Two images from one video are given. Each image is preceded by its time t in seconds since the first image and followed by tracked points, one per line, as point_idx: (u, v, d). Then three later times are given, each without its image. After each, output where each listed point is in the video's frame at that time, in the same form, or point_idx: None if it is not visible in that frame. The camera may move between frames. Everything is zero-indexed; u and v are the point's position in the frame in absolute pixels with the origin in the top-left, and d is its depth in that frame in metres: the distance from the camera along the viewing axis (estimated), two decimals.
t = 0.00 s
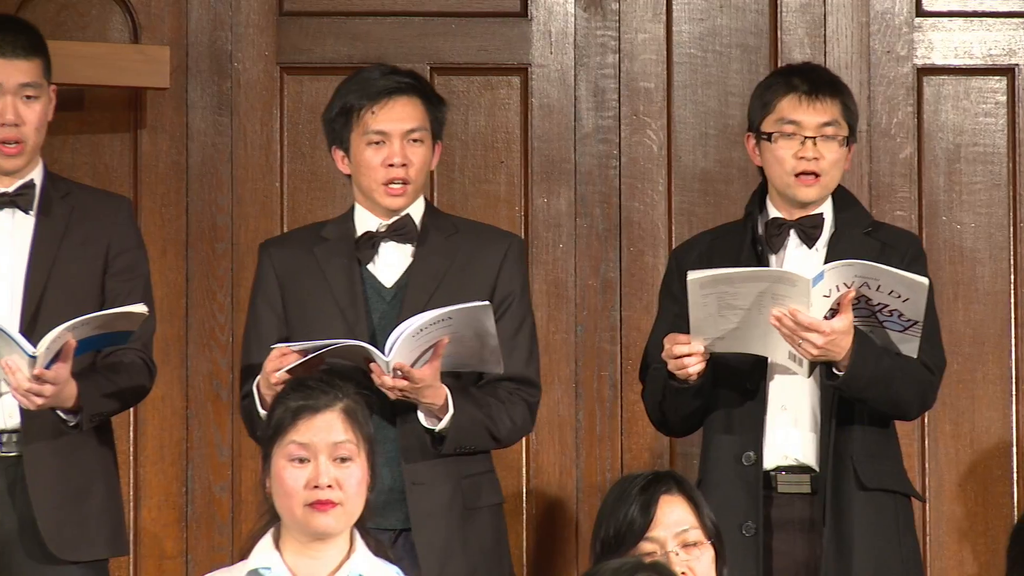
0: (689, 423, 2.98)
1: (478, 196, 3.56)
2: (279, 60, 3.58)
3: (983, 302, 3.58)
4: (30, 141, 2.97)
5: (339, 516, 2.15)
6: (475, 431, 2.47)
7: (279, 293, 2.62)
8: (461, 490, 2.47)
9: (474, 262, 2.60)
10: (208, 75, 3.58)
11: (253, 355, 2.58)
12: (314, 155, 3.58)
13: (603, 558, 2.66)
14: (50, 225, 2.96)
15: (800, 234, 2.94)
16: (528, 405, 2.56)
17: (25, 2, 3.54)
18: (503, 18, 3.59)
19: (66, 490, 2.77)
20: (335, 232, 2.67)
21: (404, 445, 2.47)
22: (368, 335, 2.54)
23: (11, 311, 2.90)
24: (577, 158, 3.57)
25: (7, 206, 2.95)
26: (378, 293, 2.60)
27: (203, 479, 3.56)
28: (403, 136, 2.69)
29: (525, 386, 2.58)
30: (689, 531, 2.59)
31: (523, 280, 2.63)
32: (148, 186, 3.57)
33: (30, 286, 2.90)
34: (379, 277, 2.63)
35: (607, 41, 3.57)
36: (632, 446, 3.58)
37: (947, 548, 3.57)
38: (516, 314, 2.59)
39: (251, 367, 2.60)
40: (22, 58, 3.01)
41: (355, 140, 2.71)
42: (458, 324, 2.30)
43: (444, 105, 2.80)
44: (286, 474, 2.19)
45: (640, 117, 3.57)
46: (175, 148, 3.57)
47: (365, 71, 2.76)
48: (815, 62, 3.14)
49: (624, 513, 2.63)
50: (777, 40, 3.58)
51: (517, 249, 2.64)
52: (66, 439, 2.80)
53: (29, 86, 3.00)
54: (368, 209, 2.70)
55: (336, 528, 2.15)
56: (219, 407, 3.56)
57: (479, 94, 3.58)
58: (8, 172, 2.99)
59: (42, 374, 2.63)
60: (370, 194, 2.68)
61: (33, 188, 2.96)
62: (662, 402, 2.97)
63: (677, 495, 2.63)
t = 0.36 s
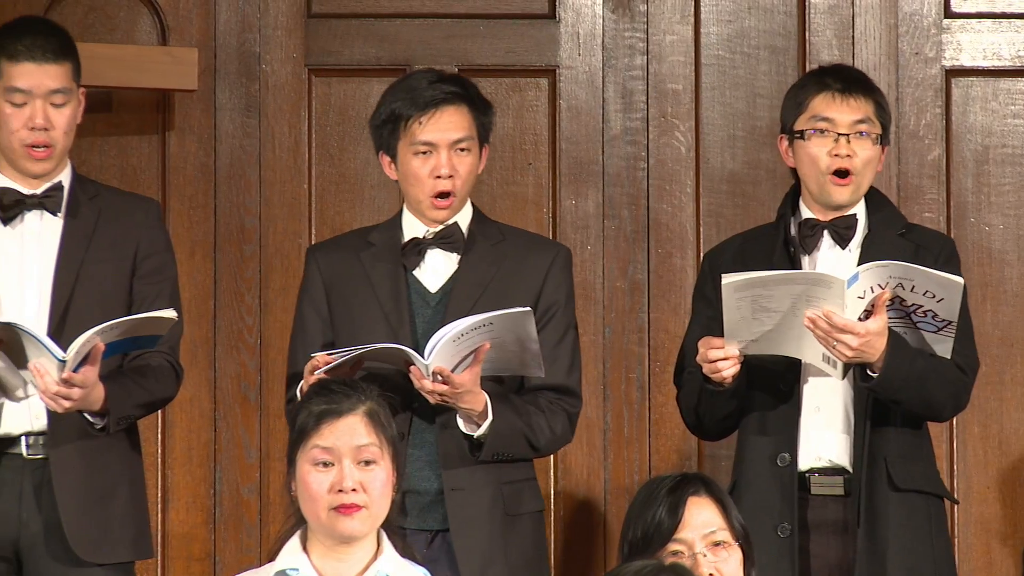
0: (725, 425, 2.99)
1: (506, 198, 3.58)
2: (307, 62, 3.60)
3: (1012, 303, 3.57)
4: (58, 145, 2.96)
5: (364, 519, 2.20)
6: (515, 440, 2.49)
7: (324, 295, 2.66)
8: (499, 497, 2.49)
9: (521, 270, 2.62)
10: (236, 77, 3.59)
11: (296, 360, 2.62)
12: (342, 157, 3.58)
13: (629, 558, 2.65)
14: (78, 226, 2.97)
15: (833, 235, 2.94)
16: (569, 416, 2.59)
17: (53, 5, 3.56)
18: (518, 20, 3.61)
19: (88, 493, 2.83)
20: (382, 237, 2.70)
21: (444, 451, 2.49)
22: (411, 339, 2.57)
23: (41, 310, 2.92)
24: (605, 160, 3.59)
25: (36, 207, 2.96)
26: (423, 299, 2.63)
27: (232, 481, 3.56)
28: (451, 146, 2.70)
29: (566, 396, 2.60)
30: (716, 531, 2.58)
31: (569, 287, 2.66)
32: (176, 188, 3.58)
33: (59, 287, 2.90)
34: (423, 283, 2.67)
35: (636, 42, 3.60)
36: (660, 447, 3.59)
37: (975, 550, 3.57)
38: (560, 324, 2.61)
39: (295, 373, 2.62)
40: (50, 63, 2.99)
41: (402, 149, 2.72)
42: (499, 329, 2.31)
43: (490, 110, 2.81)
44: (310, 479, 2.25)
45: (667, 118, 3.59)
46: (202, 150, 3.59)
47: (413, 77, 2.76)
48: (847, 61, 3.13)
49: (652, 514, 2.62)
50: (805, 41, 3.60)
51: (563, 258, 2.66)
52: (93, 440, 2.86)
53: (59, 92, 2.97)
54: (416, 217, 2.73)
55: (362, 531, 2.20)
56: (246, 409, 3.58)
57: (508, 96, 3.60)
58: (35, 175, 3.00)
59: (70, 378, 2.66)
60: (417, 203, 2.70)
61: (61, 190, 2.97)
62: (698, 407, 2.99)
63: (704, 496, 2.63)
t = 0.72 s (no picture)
0: (744, 424, 3.00)
1: (520, 198, 3.68)
2: (323, 62, 3.72)
3: None
4: (75, 149, 2.98)
5: (377, 522, 2.20)
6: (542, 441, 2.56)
7: (352, 293, 2.76)
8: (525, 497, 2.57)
9: (548, 271, 2.71)
10: (251, 77, 3.72)
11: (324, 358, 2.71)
12: (356, 157, 3.70)
13: (644, 558, 2.64)
14: (92, 226, 2.98)
15: (854, 235, 2.93)
16: (595, 418, 2.67)
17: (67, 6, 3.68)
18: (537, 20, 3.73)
19: (103, 494, 2.83)
20: (412, 239, 2.80)
21: (469, 451, 2.57)
22: (437, 337, 2.67)
23: (54, 309, 2.93)
24: (619, 161, 3.69)
25: (50, 207, 2.97)
26: (451, 298, 2.74)
27: (245, 481, 3.67)
28: (481, 143, 2.81)
29: (592, 398, 2.68)
30: (729, 532, 2.57)
31: (596, 288, 2.74)
32: (189, 188, 3.70)
33: (72, 285, 2.91)
34: (451, 283, 2.77)
35: (650, 42, 3.70)
36: (674, 448, 3.67)
37: (990, 552, 3.58)
38: (587, 324, 2.70)
39: (322, 372, 2.71)
40: (70, 67, 3.01)
41: (434, 147, 2.83)
42: (525, 330, 2.38)
43: (518, 108, 2.91)
44: (324, 481, 2.24)
45: (681, 118, 3.69)
46: (217, 150, 3.71)
47: (443, 76, 2.87)
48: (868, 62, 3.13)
49: (665, 514, 2.61)
50: (819, 41, 3.68)
51: (591, 261, 2.75)
52: (108, 437, 2.87)
53: (77, 97, 3.00)
54: (446, 215, 2.83)
55: (375, 534, 2.20)
56: (260, 409, 3.68)
57: (523, 95, 3.71)
58: (48, 176, 3.01)
59: (85, 375, 2.67)
60: (449, 200, 2.81)
61: (75, 190, 2.98)
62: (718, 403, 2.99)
63: (717, 496, 2.62)
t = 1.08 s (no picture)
0: (758, 423, 3.01)
1: (532, 198, 3.81)
2: (333, 63, 3.84)
3: None
4: (94, 152, 3.01)
5: (385, 537, 2.25)
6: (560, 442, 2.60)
7: (374, 294, 2.78)
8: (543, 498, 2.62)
9: (570, 271, 2.73)
10: (261, 78, 3.84)
11: (343, 358, 2.73)
12: (367, 157, 3.83)
13: (654, 559, 2.63)
14: (104, 227, 2.98)
15: (867, 235, 2.93)
16: (615, 419, 2.68)
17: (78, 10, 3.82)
18: (551, 21, 3.85)
19: (115, 494, 2.83)
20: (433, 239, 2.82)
21: (487, 452, 2.62)
22: (458, 338, 2.68)
23: (67, 306, 2.93)
24: (631, 161, 3.82)
25: (61, 208, 2.97)
26: (471, 298, 2.75)
27: (257, 482, 3.80)
28: (502, 138, 2.82)
29: (613, 399, 2.70)
30: (738, 535, 2.57)
31: (617, 290, 2.75)
32: (200, 188, 3.82)
33: (84, 286, 2.91)
34: (472, 283, 2.77)
35: (661, 44, 3.83)
36: (685, 449, 3.80)
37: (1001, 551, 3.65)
38: (608, 324, 2.71)
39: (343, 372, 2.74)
40: (93, 71, 3.04)
41: (456, 143, 2.84)
42: (543, 332, 2.46)
43: (540, 106, 2.93)
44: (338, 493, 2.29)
45: (693, 119, 3.83)
46: (227, 151, 3.83)
47: (465, 73, 2.88)
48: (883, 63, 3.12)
49: (675, 516, 2.61)
50: (831, 42, 3.81)
51: (612, 261, 2.76)
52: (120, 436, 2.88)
53: (99, 101, 3.02)
54: (467, 213, 2.86)
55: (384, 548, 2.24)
56: (271, 411, 3.81)
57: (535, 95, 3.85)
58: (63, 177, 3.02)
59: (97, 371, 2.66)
60: (470, 196, 2.83)
61: (88, 190, 2.99)
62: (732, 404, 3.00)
63: (726, 498, 2.62)
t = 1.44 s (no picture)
0: (766, 425, 3.04)
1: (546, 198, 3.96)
2: (347, 63, 3.97)
3: None
4: (105, 146, 3.02)
5: (400, 541, 2.26)
6: (578, 441, 2.60)
7: (393, 296, 2.79)
8: (562, 498, 2.62)
9: (590, 271, 2.73)
10: (276, 78, 3.96)
11: (363, 358, 2.74)
12: (381, 158, 3.95)
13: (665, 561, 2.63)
14: (120, 228, 2.98)
15: (877, 235, 2.98)
16: (633, 418, 2.69)
17: (89, 13, 3.91)
18: (566, 21, 3.99)
19: (129, 494, 2.84)
20: (451, 239, 2.82)
21: (507, 451, 2.63)
22: (478, 337, 2.69)
23: (82, 309, 2.93)
24: (645, 162, 3.96)
25: (78, 208, 2.98)
26: (490, 298, 2.75)
27: (271, 482, 3.93)
28: (523, 136, 2.83)
29: (632, 399, 2.70)
30: (751, 537, 2.57)
31: (636, 291, 2.75)
32: (216, 189, 3.95)
33: (101, 285, 2.91)
34: (491, 283, 2.78)
35: (675, 43, 3.96)
36: (699, 449, 3.95)
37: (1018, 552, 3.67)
38: (627, 324, 2.71)
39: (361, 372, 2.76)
40: (102, 63, 3.05)
41: (476, 141, 2.85)
42: (561, 331, 2.46)
43: (560, 106, 2.94)
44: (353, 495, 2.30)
45: (707, 119, 3.96)
46: (242, 152, 3.95)
47: (485, 72, 2.89)
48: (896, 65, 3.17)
49: (687, 517, 2.61)
50: (846, 42, 3.93)
51: (632, 260, 2.76)
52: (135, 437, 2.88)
53: (109, 90, 3.04)
54: (485, 213, 2.86)
55: (398, 551, 2.26)
56: (286, 411, 3.94)
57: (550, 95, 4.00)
58: (78, 175, 3.03)
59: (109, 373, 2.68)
60: (490, 195, 2.83)
61: (103, 191, 3.00)
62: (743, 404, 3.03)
63: (739, 500, 2.63)
